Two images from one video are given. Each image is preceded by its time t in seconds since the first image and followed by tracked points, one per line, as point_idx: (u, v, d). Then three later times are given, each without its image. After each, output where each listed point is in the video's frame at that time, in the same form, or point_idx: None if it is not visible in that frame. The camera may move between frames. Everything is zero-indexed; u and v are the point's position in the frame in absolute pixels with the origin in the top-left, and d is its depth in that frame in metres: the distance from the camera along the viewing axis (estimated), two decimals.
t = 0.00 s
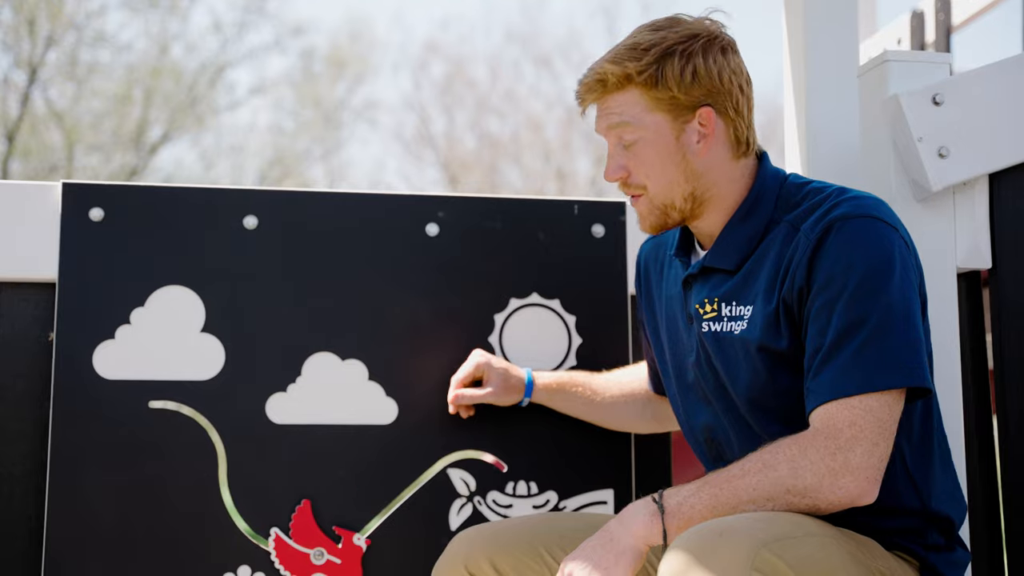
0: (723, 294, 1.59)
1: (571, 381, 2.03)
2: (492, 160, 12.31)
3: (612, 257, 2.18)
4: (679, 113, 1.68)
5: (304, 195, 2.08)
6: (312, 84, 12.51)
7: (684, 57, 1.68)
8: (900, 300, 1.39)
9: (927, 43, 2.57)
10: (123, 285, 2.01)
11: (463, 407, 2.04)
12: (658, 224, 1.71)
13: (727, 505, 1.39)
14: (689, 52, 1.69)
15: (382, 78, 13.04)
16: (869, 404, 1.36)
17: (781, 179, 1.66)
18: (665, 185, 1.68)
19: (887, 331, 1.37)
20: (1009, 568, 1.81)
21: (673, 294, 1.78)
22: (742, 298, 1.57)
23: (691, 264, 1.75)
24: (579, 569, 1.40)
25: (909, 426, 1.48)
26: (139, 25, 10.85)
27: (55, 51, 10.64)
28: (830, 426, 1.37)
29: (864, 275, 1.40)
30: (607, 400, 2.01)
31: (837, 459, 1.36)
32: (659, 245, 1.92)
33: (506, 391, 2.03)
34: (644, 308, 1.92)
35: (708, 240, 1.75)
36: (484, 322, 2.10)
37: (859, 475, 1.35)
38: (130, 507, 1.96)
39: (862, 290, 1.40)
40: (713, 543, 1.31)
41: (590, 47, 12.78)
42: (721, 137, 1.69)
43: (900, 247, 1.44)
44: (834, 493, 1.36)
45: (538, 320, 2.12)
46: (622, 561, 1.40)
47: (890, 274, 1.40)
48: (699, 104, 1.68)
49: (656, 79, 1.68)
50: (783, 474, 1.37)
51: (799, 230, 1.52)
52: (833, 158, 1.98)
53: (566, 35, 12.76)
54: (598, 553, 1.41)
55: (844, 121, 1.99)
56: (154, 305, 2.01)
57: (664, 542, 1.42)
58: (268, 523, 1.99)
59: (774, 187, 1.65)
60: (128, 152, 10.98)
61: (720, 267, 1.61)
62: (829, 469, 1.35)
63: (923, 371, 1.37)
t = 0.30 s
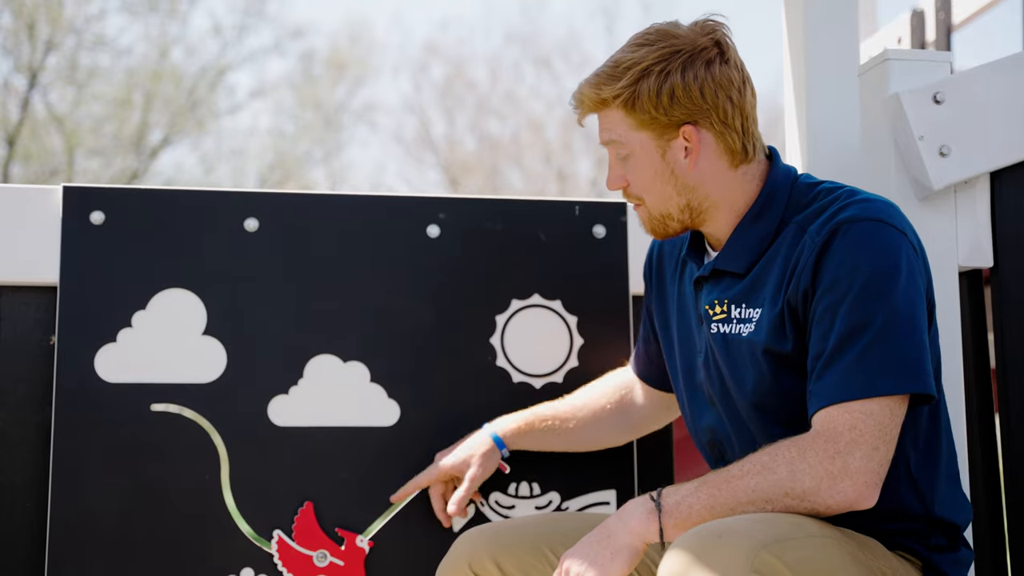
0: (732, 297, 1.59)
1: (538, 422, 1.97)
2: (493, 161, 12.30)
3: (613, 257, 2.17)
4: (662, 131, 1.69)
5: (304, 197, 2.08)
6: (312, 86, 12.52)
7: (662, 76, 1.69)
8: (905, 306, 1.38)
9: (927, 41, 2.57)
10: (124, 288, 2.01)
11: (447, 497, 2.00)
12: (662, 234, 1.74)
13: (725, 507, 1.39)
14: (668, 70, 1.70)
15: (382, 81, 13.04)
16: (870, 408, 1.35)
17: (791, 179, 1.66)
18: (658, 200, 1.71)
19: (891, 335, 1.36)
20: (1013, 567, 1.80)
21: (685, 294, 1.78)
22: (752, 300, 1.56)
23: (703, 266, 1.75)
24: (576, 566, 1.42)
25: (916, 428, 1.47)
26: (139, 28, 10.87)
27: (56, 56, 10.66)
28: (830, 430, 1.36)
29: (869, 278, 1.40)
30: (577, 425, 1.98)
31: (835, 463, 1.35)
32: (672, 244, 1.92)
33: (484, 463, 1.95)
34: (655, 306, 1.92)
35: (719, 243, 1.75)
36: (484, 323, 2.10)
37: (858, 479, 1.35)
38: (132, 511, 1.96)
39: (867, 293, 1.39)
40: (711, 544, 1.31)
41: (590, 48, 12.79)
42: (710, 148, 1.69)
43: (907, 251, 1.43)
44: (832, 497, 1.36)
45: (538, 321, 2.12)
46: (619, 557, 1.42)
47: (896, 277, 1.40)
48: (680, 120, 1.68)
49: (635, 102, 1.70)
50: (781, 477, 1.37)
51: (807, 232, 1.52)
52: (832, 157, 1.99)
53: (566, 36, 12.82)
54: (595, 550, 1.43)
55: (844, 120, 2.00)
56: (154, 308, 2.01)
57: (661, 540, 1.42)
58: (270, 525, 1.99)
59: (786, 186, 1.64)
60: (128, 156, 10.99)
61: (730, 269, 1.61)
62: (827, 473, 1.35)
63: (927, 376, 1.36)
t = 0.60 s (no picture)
0: (736, 293, 1.59)
1: (503, 451, 1.95)
2: (491, 160, 12.19)
3: (612, 254, 2.17)
4: (665, 127, 1.69)
5: (304, 196, 2.08)
6: (311, 85, 12.51)
7: (667, 71, 1.69)
8: (908, 301, 1.38)
9: (925, 37, 2.57)
10: (123, 288, 2.01)
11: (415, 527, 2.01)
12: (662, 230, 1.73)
13: (728, 502, 1.39)
14: (674, 65, 1.70)
15: (380, 79, 13.04)
16: (873, 403, 1.35)
17: (792, 175, 1.66)
18: (660, 195, 1.70)
19: (895, 331, 1.36)
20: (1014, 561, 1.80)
21: (685, 291, 1.77)
22: (756, 296, 1.56)
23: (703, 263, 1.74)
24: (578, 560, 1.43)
25: (915, 426, 1.47)
26: (137, 28, 10.89)
27: (54, 56, 10.62)
28: (834, 425, 1.36)
29: (872, 274, 1.40)
30: (545, 443, 1.96)
31: (839, 459, 1.35)
32: (668, 238, 1.91)
33: (449, 503, 1.96)
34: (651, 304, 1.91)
35: (720, 240, 1.74)
36: (484, 320, 2.10)
37: (861, 474, 1.35)
38: (132, 510, 1.96)
39: (870, 289, 1.39)
40: (715, 538, 1.32)
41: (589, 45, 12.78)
42: (713, 145, 1.69)
43: (909, 247, 1.43)
44: (835, 492, 1.36)
45: (538, 318, 2.12)
46: (621, 551, 1.43)
47: (899, 274, 1.40)
48: (684, 116, 1.68)
49: (639, 97, 1.70)
50: (784, 472, 1.37)
51: (809, 228, 1.52)
52: (832, 151, 1.99)
53: (565, 35, 12.93)
54: (598, 543, 1.44)
55: (844, 114, 1.99)
56: (154, 307, 2.01)
57: (663, 535, 1.43)
58: (270, 523, 1.99)
59: (787, 183, 1.65)
60: (127, 156, 10.98)
61: (733, 266, 1.60)
62: (831, 468, 1.35)
63: (929, 371, 1.36)
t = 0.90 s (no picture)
0: (729, 285, 1.58)
1: (504, 447, 1.94)
2: (492, 149, 12.29)
3: (613, 244, 2.17)
4: (652, 119, 1.69)
5: (304, 186, 2.08)
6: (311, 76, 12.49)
7: (652, 63, 1.69)
8: (899, 286, 1.38)
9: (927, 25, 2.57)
10: (125, 279, 2.02)
11: (414, 522, 2.00)
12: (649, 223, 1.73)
13: (731, 493, 1.40)
14: (660, 57, 1.69)
15: (381, 70, 13.01)
16: (870, 388, 1.35)
17: (778, 165, 1.66)
18: (647, 189, 1.70)
19: (886, 316, 1.36)
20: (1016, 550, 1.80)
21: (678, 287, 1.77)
22: (748, 289, 1.56)
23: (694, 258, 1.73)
24: (583, 557, 1.43)
25: (913, 408, 1.48)
26: (136, 20, 10.87)
27: (54, 48, 10.67)
28: (832, 412, 1.36)
29: (862, 260, 1.40)
30: (545, 439, 1.95)
31: (838, 445, 1.35)
32: (657, 234, 1.91)
33: (450, 497, 1.94)
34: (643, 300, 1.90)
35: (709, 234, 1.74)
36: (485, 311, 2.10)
37: (861, 459, 1.35)
38: (136, 501, 1.97)
39: (860, 275, 1.39)
40: (720, 528, 1.32)
41: (591, 35, 12.72)
42: (700, 138, 1.68)
43: (898, 231, 1.43)
44: (837, 479, 1.36)
45: (539, 308, 2.12)
46: (625, 547, 1.43)
47: (889, 259, 1.39)
48: (670, 109, 1.68)
49: (625, 89, 1.69)
50: (785, 461, 1.37)
51: (797, 217, 1.51)
52: (833, 138, 2.00)
53: (564, 23, 12.67)
54: (602, 539, 1.44)
55: (844, 103, 2.00)
56: (155, 298, 2.02)
57: (667, 529, 1.43)
58: (274, 513, 2.00)
59: (774, 173, 1.64)
60: (128, 147, 10.97)
61: (724, 259, 1.60)
62: (831, 455, 1.35)
63: (925, 354, 1.35)
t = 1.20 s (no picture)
0: (714, 283, 1.58)
1: (526, 432, 1.95)
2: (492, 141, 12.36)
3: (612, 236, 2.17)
4: (703, 77, 1.71)
5: (303, 178, 2.08)
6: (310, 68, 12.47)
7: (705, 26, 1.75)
8: (881, 275, 1.37)
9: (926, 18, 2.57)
10: (124, 271, 2.02)
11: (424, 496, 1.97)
12: (688, 185, 1.65)
13: (724, 485, 1.40)
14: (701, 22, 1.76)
15: (380, 61, 12.98)
16: (859, 377, 1.35)
17: (756, 160, 1.66)
18: (697, 144, 1.66)
19: (870, 305, 1.36)
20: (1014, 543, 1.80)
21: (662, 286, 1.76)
22: (733, 285, 1.55)
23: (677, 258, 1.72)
24: (581, 555, 1.43)
25: (903, 396, 1.48)
26: (135, 11, 10.84)
27: (51, 40, 10.64)
28: (821, 403, 1.36)
29: (844, 251, 1.40)
30: (566, 430, 1.95)
31: (829, 435, 1.35)
32: (638, 236, 1.90)
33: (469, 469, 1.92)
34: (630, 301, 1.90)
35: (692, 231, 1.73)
36: (484, 303, 2.10)
37: (853, 448, 1.35)
38: (135, 493, 1.97)
39: (844, 265, 1.39)
40: (714, 519, 1.32)
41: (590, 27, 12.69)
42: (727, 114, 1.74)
43: (879, 220, 1.43)
44: (830, 469, 1.36)
45: (538, 300, 2.12)
46: (621, 545, 1.43)
47: (870, 249, 1.39)
48: (714, 73, 1.73)
49: (682, 38, 1.71)
50: (777, 452, 1.38)
51: (778, 211, 1.51)
52: (830, 133, 2.02)
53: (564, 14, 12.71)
54: (598, 537, 1.44)
55: (842, 96, 2.02)
56: (154, 291, 2.02)
57: (662, 524, 1.43)
58: (273, 506, 2.00)
59: (751, 169, 1.64)
60: (127, 139, 10.95)
61: (708, 256, 1.59)
62: (822, 445, 1.35)
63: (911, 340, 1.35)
